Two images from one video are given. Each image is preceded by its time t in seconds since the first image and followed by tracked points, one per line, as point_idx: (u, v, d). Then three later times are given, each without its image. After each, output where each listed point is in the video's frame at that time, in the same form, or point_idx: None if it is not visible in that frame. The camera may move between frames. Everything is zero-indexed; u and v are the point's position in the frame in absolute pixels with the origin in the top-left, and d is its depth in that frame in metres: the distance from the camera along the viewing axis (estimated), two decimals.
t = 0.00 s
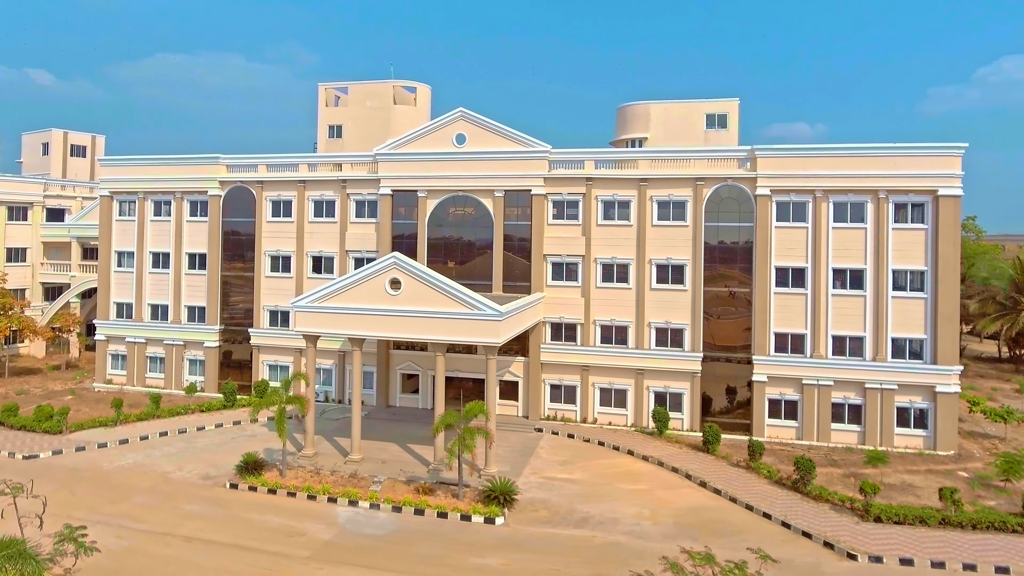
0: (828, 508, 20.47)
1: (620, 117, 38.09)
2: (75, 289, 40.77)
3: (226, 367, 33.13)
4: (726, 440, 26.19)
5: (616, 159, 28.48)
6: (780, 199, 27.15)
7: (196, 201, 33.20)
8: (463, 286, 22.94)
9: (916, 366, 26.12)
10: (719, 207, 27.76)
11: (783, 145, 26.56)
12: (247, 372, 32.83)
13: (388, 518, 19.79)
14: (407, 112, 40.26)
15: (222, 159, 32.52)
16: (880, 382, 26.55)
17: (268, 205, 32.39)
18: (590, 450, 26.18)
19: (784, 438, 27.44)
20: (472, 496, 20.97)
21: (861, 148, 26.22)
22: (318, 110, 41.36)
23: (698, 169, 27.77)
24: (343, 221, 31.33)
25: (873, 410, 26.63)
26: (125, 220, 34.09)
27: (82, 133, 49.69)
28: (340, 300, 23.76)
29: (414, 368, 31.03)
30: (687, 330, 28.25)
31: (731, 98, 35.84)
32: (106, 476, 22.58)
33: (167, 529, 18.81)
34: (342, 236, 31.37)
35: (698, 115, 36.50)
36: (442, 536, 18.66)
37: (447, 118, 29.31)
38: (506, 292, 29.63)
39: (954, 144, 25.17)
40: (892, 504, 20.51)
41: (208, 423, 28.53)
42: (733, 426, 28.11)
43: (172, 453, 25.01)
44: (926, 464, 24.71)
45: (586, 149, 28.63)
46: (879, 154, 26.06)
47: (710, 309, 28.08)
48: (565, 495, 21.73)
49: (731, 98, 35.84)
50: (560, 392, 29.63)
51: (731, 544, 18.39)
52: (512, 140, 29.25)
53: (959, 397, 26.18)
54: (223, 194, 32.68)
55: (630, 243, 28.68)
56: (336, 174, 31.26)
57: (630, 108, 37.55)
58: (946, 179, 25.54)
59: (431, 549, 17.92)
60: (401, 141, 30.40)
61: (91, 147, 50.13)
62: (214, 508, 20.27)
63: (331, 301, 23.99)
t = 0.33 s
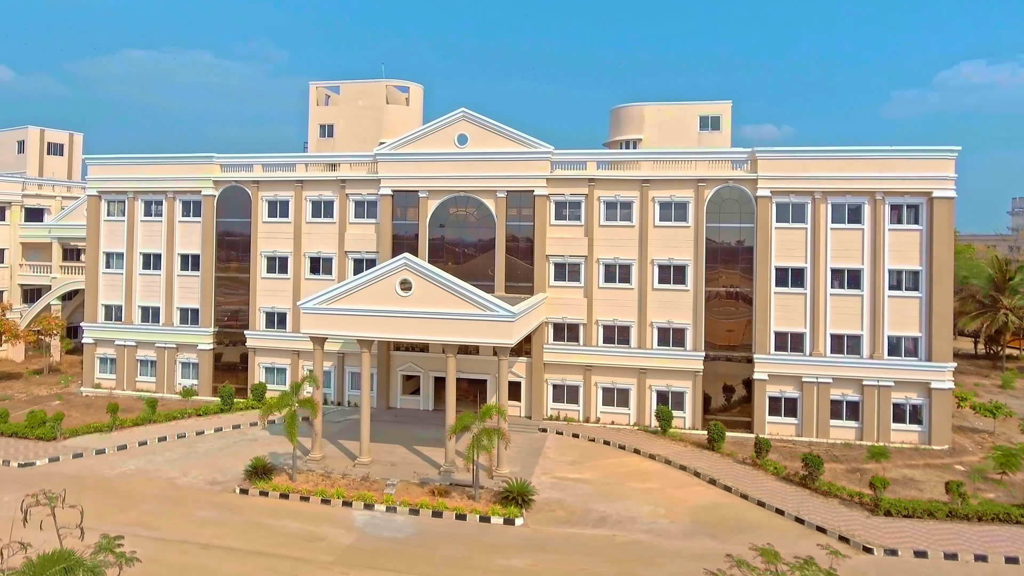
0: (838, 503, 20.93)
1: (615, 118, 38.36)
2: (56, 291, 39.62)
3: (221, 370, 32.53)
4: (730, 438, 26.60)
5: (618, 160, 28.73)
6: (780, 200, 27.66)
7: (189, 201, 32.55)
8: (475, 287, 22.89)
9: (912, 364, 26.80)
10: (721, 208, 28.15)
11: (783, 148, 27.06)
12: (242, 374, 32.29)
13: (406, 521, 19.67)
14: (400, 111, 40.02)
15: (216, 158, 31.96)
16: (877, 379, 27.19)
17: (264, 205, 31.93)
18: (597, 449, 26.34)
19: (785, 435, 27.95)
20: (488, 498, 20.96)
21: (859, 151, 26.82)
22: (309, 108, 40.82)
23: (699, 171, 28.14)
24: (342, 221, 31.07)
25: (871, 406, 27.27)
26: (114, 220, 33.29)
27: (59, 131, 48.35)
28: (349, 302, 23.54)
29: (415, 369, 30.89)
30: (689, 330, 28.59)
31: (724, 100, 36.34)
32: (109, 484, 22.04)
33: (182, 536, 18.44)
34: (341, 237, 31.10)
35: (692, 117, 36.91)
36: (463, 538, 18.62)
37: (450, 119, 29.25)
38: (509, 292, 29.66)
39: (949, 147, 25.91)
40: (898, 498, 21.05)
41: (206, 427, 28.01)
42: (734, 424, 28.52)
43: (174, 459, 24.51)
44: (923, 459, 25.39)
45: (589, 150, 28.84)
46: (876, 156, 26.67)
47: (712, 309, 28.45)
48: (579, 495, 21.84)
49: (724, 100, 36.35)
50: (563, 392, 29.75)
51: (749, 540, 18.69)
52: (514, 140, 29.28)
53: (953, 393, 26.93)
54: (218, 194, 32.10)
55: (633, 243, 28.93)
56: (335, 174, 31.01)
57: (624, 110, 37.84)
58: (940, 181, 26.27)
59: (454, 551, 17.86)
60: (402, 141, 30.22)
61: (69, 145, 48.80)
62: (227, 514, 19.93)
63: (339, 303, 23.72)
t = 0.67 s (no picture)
0: (846, 497, 21.49)
1: (607, 120, 38.69)
2: (34, 293, 38.28)
3: (214, 374, 31.87)
4: (732, 436, 27.06)
5: (619, 162, 29.06)
6: (778, 201, 28.27)
7: (180, 201, 31.82)
8: (486, 288, 22.87)
9: (905, 361, 27.61)
10: (720, 209, 28.64)
11: (781, 151, 27.68)
12: (237, 378, 31.71)
13: (426, 524, 19.56)
14: (391, 111, 39.73)
15: (210, 158, 31.33)
16: (871, 376, 27.94)
17: (259, 205, 31.42)
18: (603, 449, 26.54)
19: (783, 432, 28.55)
20: (505, 499, 20.98)
21: (854, 154, 27.54)
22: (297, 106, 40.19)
23: (699, 173, 28.62)
24: (340, 222, 30.78)
25: (866, 403, 28.00)
26: (101, 220, 32.37)
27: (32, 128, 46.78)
28: (358, 304, 23.33)
29: (415, 371, 30.71)
30: (690, 329, 29.00)
31: (715, 103, 36.96)
32: (114, 493, 21.44)
33: (199, 544, 18.06)
34: (339, 238, 30.79)
35: (683, 119, 37.42)
36: (487, 540, 18.60)
37: (452, 119, 29.18)
38: (511, 293, 29.71)
39: (940, 151, 26.81)
40: (903, 491, 21.68)
41: (204, 432, 27.42)
42: (733, 421, 29.00)
43: (176, 466, 23.95)
44: (918, 452, 26.18)
45: (590, 152, 29.10)
46: (871, 159, 27.44)
47: (711, 309, 28.89)
48: (593, 494, 22.00)
49: (715, 103, 36.96)
50: (564, 392, 29.90)
51: (766, 536, 19.07)
52: (516, 141, 29.33)
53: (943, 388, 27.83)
54: (210, 194, 31.47)
55: (634, 244, 29.25)
56: (333, 175, 30.71)
57: (617, 112, 38.21)
58: (932, 184, 27.15)
59: (479, 553, 17.84)
60: (402, 141, 30.03)
61: (41, 143, 47.25)
62: (241, 521, 19.58)
63: (347, 305, 23.49)
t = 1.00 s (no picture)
0: (854, 492, 21.97)
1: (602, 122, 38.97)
2: (16, 295, 37.24)
3: (210, 377, 31.32)
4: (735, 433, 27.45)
5: (621, 163, 29.33)
6: (777, 203, 28.80)
7: (174, 201, 31.20)
8: (499, 289, 22.87)
9: (900, 358, 28.31)
10: (721, 211, 29.07)
11: (781, 153, 28.20)
12: (234, 381, 31.22)
13: (446, 526, 19.50)
14: (385, 111, 39.48)
15: (206, 157, 30.79)
16: (868, 373, 28.58)
17: (257, 206, 30.98)
18: (610, 448, 26.73)
19: (782, 429, 29.07)
20: (521, 500, 21.01)
21: (852, 157, 28.16)
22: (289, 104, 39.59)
23: (701, 175, 29.02)
24: (340, 223, 30.53)
25: (862, 400, 28.64)
26: (91, 221, 31.59)
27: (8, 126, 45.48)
28: (369, 306, 23.16)
29: (417, 372, 30.56)
30: (691, 329, 29.35)
31: (708, 105, 37.46)
32: (121, 500, 20.95)
33: (218, 550, 17.75)
34: (339, 238, 30.54)
35: (677, 121, 37.83)
36: (509, 541, 18.62)
37: (455, 120, 29.12)
38: (514, 294, 29.75)
39: (934, 154, 27.57)
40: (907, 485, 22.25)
41: (205, 437, 26.92)
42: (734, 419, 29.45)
43: (181, 471, 23.49)
44: (914, 447, 26.86)
45: (592, 153, 29.32)
46: (867, 162, 28.08)
47: (712, 309, 29.28)
48: (607, 493, 22.16)
49: (708, 105, 37.46)
50: (567, 392, 30.05)
51: (782, 531, 19.42)
52: (518, 142, 29.36)
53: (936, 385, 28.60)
54: (206, 194, 30.92)
55: (636, 245, 29.54)
56: (333, 175, 30.44)
57: (612, 113, 38.50)
58: (926, 186, 27.90)
59: (503, 554, 17.84)
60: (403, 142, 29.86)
61: (18, 141, 45.95)
62: (257, 527, 19.29)
63: (357, 306, 23.30)
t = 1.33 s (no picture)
0: (864, 487, 22.44)
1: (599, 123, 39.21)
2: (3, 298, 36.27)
3: (210, 380, 30.83)
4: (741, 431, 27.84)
5: (626, 165, 29.59)
6: (779, 204, 29.28)
7: (173, 201, 30.66)
8: (515, 290, 22.89)
9: (899, 356, 28.97)
10: (724, 211, 29.48)
11: (783, 155, 28.68)
12: (235, 383, 30.77)
13: (469, 527, 19.47)
14: (382, 111, 39.23)
15: (205, 156, 30.32)
16: (868, 371, 29.18)
17: (258, 206, 30.60)
18: (619, 447, 26.95)
19: (785, 426, 29.55)
20: (541, 500, 21.08)
21: (852, 159, 28.75)
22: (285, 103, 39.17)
23: (704, 176, 29.38)
24: (344, 223, 30.31)
25: (862, 397, 29.24)
26: (86, 221, 30.92)
27: None
28: (385, 306, 23.04)
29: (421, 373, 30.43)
30: (696, 328, 29.68)
31: (705, 107, 37.91)
32: (134, 507, 20.55)
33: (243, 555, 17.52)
34: (344, 239, 30.30)
35: (674, 123, 38.20)
36: (534, 540, 18.69)
37: (461, 120, 29.11)
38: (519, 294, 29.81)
39: (931, 156, 28.27)
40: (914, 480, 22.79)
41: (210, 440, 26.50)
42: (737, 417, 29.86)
43: (192, 476, 23.12)
44: (914, 443, 27.51)
45: (597, 154, 29.52)
46: (867, 163, 28.70)
47: (716, 309, 29.65)
48: (624, 491, 22.36)
49: (705, 107, 37.91)
50: (573, 392, 30.22)
51: (800, 526, 19.79)
52: (524, 143, 29.42)
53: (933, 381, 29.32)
54: (206, 194, 30.43)
55: (641, 245, 29.81)
56: (337, 175, 30.20)
57: (609, 114, 38.78)
58: (923, 188, 28.60)
59: (531, 553, 17.90)
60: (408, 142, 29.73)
61: None
62: (279, 530, 19.09)
63: (371, 307, 23.20)
